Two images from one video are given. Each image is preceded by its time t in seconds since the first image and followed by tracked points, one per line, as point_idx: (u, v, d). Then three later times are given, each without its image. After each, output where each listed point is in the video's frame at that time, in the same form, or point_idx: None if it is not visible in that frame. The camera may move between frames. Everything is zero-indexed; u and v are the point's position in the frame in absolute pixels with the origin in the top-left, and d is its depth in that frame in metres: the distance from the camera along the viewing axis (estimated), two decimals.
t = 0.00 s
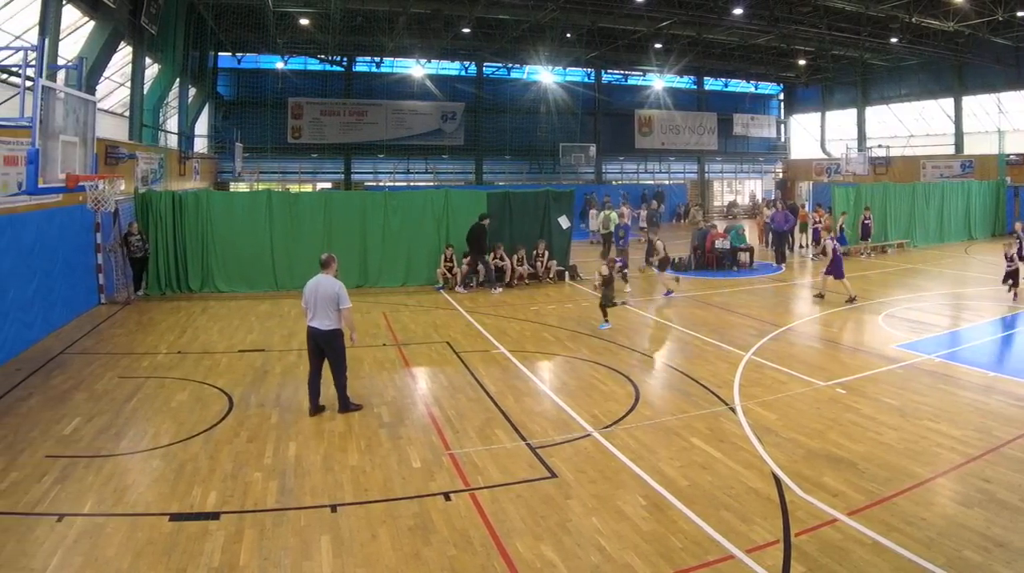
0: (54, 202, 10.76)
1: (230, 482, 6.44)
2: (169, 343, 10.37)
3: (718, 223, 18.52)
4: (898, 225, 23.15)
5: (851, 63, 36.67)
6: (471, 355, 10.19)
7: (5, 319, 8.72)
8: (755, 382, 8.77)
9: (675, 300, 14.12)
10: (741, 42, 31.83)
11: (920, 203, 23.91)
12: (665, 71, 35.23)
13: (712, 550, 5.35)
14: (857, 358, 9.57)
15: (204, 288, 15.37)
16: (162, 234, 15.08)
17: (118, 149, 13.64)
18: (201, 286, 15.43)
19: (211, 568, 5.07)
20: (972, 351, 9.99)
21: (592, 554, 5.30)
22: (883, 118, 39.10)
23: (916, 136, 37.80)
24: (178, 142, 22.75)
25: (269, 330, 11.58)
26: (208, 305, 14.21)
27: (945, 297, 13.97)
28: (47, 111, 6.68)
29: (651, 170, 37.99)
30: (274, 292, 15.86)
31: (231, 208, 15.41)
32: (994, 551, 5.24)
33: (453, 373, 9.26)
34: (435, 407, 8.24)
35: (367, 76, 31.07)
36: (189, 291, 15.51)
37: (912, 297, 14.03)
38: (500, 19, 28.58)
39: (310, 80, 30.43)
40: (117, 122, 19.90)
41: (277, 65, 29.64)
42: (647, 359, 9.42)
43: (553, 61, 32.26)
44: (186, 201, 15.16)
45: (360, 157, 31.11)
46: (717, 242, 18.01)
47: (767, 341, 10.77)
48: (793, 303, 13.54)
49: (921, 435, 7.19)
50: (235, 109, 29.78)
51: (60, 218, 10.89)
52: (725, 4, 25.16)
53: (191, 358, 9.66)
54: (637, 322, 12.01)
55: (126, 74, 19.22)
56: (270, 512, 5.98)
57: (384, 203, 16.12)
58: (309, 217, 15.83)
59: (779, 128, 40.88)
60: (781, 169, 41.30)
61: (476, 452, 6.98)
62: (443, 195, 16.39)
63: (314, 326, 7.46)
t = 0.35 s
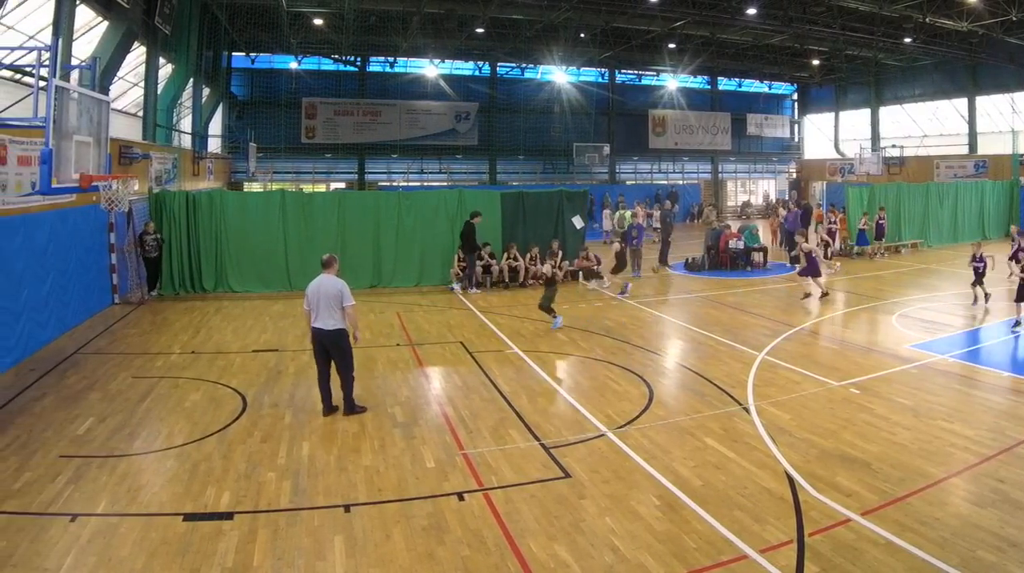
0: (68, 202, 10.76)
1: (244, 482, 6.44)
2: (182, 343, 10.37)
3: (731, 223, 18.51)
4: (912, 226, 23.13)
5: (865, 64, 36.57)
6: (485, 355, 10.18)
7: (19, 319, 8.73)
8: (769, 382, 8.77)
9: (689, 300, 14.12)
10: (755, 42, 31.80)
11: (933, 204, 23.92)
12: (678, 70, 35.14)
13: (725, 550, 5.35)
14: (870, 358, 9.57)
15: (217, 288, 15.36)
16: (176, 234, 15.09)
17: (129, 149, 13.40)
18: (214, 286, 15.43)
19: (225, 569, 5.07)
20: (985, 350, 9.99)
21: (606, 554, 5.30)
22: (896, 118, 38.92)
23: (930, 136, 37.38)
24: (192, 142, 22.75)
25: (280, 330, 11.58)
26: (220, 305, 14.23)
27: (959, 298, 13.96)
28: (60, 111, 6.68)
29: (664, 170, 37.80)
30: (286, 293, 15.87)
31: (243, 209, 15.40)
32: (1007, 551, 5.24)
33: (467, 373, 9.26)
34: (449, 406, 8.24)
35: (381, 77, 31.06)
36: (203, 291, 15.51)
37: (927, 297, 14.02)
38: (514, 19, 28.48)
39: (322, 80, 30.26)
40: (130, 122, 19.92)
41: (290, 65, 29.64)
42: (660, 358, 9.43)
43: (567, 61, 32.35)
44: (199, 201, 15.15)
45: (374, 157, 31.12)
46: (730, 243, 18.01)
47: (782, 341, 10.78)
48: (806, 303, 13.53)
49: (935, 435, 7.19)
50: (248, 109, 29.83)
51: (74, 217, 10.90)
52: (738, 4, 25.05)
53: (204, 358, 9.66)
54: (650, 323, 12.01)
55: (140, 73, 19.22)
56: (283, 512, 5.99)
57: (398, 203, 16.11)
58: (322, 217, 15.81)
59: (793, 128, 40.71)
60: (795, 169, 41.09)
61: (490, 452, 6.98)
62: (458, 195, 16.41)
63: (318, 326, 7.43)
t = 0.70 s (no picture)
0: (81, 202, 10.76)
1: (258, 482, 6.44)
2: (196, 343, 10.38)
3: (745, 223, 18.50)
4: (926, 226, 23.12)
5: (878, 63, 36.39)
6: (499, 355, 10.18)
7: (33, 319, 8.73)
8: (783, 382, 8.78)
9: (703, 300, 14.12)
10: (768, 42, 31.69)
11: (947, 204, 23.88)
12: (692, 70, 35.00)
13: (739, 550, 5.34)
14: (884, 358, 9.58)
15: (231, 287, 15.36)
16: (190, 234, 15.09)
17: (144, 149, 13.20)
18: (228, 286, 15.44)
19: (239, 569, 5.07)
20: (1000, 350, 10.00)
21: (620, 554, 5.30)
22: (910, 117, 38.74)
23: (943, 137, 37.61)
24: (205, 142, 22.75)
25: (293, 330, 11.58)
26: (233, 306, 14.25)
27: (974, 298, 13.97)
28: (73, 112, 6.67)
29: (678, 170, 37.66)
30: (300, 293, 15.87)
31: (258, 209, 15.41)
32: (1022, 552, 5.23)
33: (481, 373, 9.27)
34: (462, 406, 8.25)
35: (394, 77, 31.06)
36: (217, 291, 15.51)
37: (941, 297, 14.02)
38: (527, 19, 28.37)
39: (336, 80, 30.38)
40: (144, 122, 19.95)
41: (304, 65, 29.64)
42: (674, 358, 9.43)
43: (580, 61, 32.29)
44: (213, 201, 15.16)
45: (387, 157, 31.12)
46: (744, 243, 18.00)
47: (796, 341, 10.79)
48: (820, 303, 13.53)
49: (948, 435, 7.19)
50: (262, 109, 29.77)
51: (87, 217, 10.90)
52: (752, 3, 24.96)
53: (217, 358, 9.66)
54: (664, 323, 12.00)
55: (154, 74, 19.23)
56: (297, 512, 5.99)
57: (411, 203, 16.12)
58: (337, 218, 15.84)
59: (807, 128, 40.53)
60: (809, 169, 40.90)
61: (504, 452, 6.98)
62: (471, 194, 16.28)
63: (329, 330, 7.28)
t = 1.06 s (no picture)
0: (96, 202, 10.77)
1: (272, 482, 6.43)
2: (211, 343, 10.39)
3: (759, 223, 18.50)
4: (941, 226, 23.14)
5: (893, 64, 36.23)
6: (515, 355, 10.18)
7: (47, 320, 8.74)
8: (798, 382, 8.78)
9: (717, 300, 14.14)
10: (782, 42, 31.63)
11: (962, 204, 23.88)
12: (706, 70, 34.85)
13: (753, 550, 5.34)
14: (898, 358, 9.59)
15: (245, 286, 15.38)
16: (204, 233, 15.08)
17: (158, 149, 13.14)
18: (243, 286, 15.44)
19: (254, 569, 5.07)
20: (1015, 350, 10.01)
21: (634, 554, 5.30)
22: (924, 117, 38.60)
23: (959, 136, 37.39)
24: (220, 142, 22.78)
25: (307, 330, 11.59)
26: (247, 306, 14.25)
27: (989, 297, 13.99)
28: (89, 111, 6.67)
29: (692, 170, 37.58)
30: (313, 292, 15.87)
31: (272, 209, 15.42)
32: None
33: (496, 373, 9.27)
34: (477, 406, 8.25)
35: (409, 77, 31.07)
36: (231, 291, 15.51)
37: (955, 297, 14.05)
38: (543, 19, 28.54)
39: (350, 80, 30.38)
40: (158, 121, 19.97)
41: (319, 65, 29.69)
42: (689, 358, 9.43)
43: (595, 60, 32.09)
44: (228, 200, 15.15)
45: (402, 158, 31.18)
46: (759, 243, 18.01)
47: (810, 341, 10.80)
48: (834, 303, 13.54)
49: (963, 435, 7.19)
50: (277, 109, 29.83)
51: (102, 217, 10.92)
52: (767, 4, 24.92)
53: (232, 359, 9.67)
54: (679, 323, 12.01)
55: (168, 74, 19.24)
56: (311, 512, 5.99)
57: (426, 203, 16.14)
58: (351, 218, 15.86)
59: (822, 128, 40.40)
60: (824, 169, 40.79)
61: (518, 452, 6.98)
62: (486, 194, 16.29)
63: (339, 338, 7.05)
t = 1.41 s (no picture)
0: (110, 202, 10.81)
1: (286, 482, 6.44)
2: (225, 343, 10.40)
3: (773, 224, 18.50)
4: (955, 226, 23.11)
5: (907, 64, 36.04)
6: (528, 355, 10.20)
7: (61, 319, 8.76)
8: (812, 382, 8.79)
9: (731, 300, 14.15)
10: (797, 42, 31.48)
11: (976, 204, 23.84)
12: (720, 70, 34.71)
13: (767, 550, 5.33)
14: (911, 358, 9.61)
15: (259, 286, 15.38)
16: (218, 233, 15.08)
17: (173, 148, 13.08)
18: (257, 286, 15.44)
19: (268, 569, 5.06)
20: None
21: (648, 554, 5.29)
22: (938, 117, 38.43)
23: (972, 136, 36.84)
24: (234, 142, 22.78)
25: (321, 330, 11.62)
26: (261, 306, 14.25)
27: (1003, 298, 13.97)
28: (102, 111, 6.68)
29: (707, 171, 37.43)
30: (327, 292, 15.86)
31: (286, 209, 15.43)
32: None
33: (509, 373, 9.28)
34: (491, 407, 8.26)
35: (423, 77, 31.06)
36: (245, 291, 15.52)
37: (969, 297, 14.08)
38: (556, 19, 28.61)
39: (365, 80, 30.42)
40: (172, 122, 20.04)
41: (333, 65, 29.76)
42: (703, 358, 9.44)
43: (608, 61, 31.67)
44: (241, 201, 15.14)
45: (416, 158, 31.20)
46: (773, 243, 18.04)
47: (824, 341, 10.83)
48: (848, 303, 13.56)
49: (977, 435, 7.19)
50: (291, 109, 29.89)
51: (115, 217, 10.95)
52: (781, 3, 24.94)
53: (245, 359, 9.67)
54: (693, 322, 12.04)
55: (182, 74, 19.29)
56: (325, 512, 5.98)
57: (440, 203, 16.15)
58: (365, 217, 15.89)
59: (836, 128, 40.26)
60: (838, 169, 40.62)
61: (532, 452, 6.98)
62: (500, 194, 16.41)
63: (339, 347, 6.77)
